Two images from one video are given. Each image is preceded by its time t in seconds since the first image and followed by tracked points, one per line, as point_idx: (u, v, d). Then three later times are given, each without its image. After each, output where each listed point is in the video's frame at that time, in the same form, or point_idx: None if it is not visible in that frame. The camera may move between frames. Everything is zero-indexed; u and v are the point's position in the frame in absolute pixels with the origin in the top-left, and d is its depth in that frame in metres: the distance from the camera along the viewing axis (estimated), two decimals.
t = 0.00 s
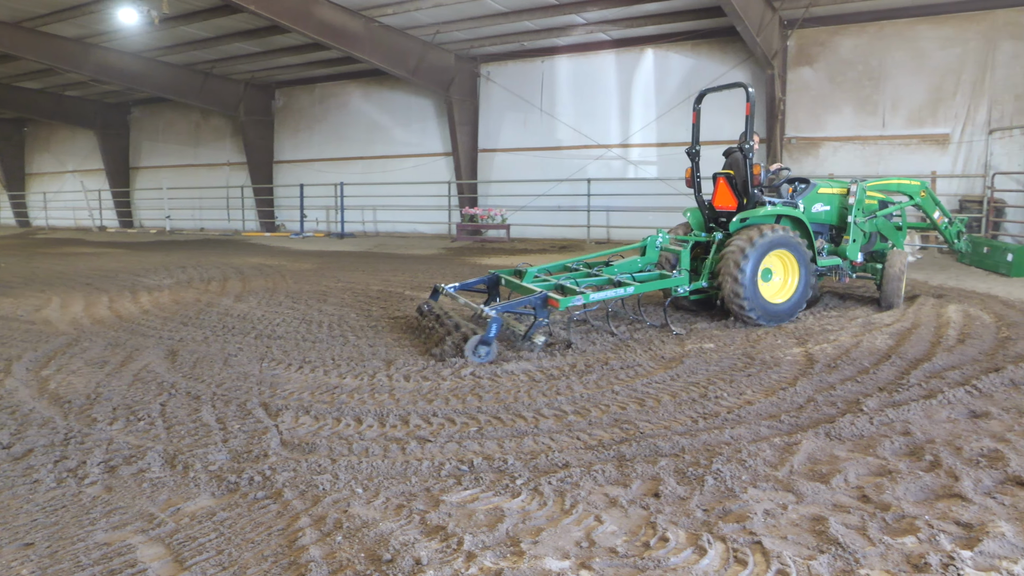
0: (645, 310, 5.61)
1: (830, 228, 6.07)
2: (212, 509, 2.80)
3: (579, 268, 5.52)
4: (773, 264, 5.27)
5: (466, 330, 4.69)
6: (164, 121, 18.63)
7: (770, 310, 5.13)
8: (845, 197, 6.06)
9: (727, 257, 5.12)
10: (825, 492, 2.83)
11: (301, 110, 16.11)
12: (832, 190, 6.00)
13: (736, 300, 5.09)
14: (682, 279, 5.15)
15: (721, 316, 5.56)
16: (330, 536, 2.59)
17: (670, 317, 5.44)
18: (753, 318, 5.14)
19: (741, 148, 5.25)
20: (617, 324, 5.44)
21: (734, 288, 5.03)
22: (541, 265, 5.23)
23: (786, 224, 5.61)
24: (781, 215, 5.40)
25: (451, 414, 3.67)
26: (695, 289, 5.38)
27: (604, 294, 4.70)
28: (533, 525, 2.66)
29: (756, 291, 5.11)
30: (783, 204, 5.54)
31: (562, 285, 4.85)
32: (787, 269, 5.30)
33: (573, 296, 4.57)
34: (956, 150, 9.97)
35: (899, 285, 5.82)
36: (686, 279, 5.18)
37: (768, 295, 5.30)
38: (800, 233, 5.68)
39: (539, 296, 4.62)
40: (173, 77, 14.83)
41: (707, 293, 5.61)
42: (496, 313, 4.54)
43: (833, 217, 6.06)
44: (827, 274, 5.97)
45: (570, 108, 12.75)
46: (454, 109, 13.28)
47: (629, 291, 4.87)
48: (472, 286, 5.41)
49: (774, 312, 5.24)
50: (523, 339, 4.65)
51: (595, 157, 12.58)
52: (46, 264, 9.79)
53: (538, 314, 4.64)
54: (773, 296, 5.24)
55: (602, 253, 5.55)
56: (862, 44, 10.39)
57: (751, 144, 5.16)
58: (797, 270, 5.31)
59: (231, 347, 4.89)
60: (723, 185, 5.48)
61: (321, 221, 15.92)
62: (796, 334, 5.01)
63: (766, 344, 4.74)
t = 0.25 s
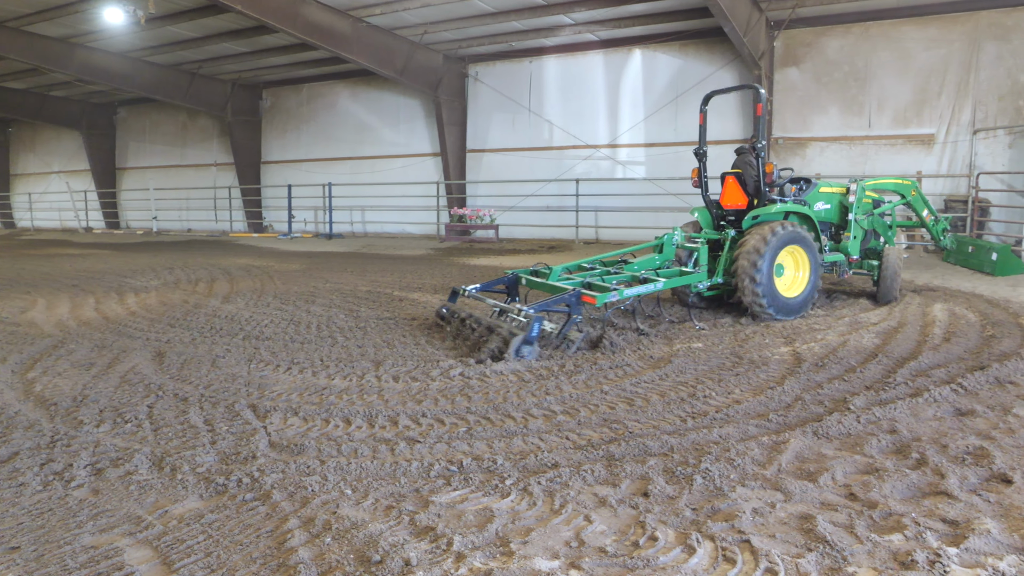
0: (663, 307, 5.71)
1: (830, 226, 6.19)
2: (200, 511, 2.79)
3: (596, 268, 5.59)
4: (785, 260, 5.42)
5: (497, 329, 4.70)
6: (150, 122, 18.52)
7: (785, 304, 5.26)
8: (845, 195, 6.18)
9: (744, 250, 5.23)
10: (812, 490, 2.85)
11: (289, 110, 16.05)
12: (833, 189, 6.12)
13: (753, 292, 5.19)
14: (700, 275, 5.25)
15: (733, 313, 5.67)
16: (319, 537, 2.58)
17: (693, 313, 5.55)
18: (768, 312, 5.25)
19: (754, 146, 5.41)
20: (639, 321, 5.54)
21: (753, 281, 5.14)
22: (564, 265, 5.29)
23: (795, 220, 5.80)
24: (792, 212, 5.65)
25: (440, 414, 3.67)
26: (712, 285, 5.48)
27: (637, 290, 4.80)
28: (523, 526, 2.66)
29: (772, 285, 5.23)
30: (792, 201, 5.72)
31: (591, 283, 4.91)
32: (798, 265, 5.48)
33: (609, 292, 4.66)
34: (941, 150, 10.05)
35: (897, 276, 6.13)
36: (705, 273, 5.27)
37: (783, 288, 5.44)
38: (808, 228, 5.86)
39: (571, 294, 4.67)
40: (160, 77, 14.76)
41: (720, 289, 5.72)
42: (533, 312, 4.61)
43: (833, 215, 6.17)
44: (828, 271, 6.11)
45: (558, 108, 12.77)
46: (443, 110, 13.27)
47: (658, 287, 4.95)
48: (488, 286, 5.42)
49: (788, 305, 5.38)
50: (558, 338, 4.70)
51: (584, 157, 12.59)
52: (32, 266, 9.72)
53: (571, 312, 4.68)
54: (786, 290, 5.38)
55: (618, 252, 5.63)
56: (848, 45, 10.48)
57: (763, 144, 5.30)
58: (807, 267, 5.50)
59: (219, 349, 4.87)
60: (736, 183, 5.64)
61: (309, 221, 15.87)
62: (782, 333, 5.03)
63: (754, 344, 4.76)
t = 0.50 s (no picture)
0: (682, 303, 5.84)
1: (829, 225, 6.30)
2: (191, 513, 2.78)
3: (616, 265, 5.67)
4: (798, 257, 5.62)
5: (538, 329, 4.68)
6: (140, 122, 18.44)
7: (800, 298, 5.46)
8: (845, 195, 6.29)
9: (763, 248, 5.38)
10: (803, 489, 2.86)
11: (280, 110, 16.00)
12: (833, 189, 6.23)
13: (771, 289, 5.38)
14: (723, 270, 5.42)
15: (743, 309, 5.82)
16: (311, 539, 2.58)
17: (715, 309, 5.70)
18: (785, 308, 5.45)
19: (768, 146, 5.54)
20: (668, 320, 5.64)
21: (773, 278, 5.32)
22: (591, 262, 5.38)
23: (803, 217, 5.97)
24: (801, 210, 5.87)
25: (432, 415, 3.67)
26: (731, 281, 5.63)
27: (671, 283, 4.96)
28: (515, 526, 2.67)
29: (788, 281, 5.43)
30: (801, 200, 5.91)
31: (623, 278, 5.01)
32: (808, 260, 5.69)
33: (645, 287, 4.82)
34: (930, 150, 10.11)
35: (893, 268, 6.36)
36: (728, 270, 5.42)
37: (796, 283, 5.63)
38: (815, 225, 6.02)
39: (608, 289, 4.74)
40: (150, 77, 14.69)
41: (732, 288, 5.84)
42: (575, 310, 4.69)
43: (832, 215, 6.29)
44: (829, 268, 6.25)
45: (549, 108, 12.77)
46: (434, 110, 13.25)
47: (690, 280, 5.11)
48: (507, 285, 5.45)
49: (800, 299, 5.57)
50: (599, 335, 4.73)
51: (575, 157, 12.60)
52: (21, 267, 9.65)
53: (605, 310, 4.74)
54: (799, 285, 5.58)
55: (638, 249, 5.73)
56: (838, 45, 10.53)
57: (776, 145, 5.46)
58: (817, 262, 5.72)
59: (209, 349, 4.85)
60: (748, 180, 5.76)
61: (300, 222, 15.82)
62: (774, 333, 5.05)
63: (746, 343, 4.78)
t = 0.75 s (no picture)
0: (698, 302, 5.91)
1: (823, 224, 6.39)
2: (181, 515, 2.76)
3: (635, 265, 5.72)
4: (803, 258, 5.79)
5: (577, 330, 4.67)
6: (128, 122, 18.33)
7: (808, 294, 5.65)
8: (838, 195, 6.40)
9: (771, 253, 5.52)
10: (793, 488, 2.88)
11: (269, 110, 15.94)
12: (828, 189, 6.33)
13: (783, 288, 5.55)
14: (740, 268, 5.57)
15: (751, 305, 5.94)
16: (301, 540, 2.57)
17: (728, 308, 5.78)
18: (796, 306, 5.64)
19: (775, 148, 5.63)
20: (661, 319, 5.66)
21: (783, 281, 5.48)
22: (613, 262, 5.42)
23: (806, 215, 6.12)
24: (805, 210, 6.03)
25: (422, 415, 3.67)
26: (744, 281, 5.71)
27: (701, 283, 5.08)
28: (505, 526, 2.67)
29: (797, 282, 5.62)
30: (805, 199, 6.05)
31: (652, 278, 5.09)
32: (812, 259, 5.88)
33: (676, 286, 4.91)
34: (918, 150, 10.17)
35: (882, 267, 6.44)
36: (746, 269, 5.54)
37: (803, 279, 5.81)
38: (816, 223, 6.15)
39: (642, 289, 4.81)
40: (138, 76, 14.61)
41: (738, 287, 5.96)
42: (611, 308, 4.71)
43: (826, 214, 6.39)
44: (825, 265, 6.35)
45: (540, 108, 12.78)
46: (424, 110, 13.23)
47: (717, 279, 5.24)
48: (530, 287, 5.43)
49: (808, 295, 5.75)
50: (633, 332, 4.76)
51: (565, 158, 12.61)
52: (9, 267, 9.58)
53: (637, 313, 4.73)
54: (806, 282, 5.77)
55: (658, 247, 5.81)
56: (826, 46, 10.58)
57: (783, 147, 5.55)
58: (821, 260, 5.92)
59: (197, 350, 4.83)
60: (755, 180, 5.85)
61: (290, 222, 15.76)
62: (764, 332, 5.08)
63: (734, 342, 4.80)
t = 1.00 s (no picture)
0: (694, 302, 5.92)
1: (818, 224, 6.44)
2: (172, 516, 2.75)
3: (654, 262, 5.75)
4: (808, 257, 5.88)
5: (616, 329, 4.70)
6: (118, 122, 18.24)
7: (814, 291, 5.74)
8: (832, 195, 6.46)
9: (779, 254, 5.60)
10: (784, 487, 2.89)
11: (260, 110, 15.89)
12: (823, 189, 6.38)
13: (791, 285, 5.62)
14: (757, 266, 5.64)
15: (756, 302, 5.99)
16: (293, 541, 2.57)
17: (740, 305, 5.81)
18: (802, 302, 5.73)
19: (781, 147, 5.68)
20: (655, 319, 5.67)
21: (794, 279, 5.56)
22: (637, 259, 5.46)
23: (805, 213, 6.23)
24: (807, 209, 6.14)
25: (414, 416, 3.67)
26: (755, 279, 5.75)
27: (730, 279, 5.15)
28: (498, 526, 2.67)
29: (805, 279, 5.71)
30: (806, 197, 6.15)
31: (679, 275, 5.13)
32: (815, 256, 5.98)
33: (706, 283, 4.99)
34: (907, 150, 10.23)
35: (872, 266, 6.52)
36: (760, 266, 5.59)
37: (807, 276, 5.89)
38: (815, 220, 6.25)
39: (674, 286, 4.85)
40: (129, 76, 14.55)
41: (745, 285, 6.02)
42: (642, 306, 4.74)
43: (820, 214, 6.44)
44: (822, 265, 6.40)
45: (531, 109, 12.78)
46: (416, 110, 13.22)
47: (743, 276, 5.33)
48: (552, 285, 5.44)
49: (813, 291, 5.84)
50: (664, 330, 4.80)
51: (556, 158, 12.62)
52: None
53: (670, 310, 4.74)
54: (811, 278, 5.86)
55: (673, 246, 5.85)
56: (816, 46, 10.62)
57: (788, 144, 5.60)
58: (823, 257, 6.03)
59: (188, 351, 4.82)
60: (761, 180, 5.87)
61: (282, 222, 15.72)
62: (755, 331, 5.09)
63: (726, 342, 4.81)
